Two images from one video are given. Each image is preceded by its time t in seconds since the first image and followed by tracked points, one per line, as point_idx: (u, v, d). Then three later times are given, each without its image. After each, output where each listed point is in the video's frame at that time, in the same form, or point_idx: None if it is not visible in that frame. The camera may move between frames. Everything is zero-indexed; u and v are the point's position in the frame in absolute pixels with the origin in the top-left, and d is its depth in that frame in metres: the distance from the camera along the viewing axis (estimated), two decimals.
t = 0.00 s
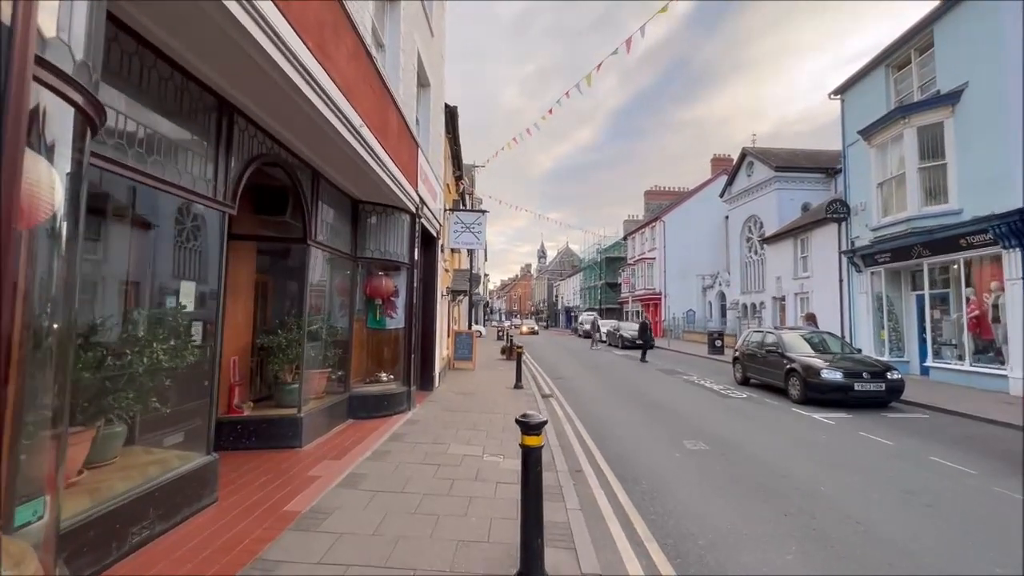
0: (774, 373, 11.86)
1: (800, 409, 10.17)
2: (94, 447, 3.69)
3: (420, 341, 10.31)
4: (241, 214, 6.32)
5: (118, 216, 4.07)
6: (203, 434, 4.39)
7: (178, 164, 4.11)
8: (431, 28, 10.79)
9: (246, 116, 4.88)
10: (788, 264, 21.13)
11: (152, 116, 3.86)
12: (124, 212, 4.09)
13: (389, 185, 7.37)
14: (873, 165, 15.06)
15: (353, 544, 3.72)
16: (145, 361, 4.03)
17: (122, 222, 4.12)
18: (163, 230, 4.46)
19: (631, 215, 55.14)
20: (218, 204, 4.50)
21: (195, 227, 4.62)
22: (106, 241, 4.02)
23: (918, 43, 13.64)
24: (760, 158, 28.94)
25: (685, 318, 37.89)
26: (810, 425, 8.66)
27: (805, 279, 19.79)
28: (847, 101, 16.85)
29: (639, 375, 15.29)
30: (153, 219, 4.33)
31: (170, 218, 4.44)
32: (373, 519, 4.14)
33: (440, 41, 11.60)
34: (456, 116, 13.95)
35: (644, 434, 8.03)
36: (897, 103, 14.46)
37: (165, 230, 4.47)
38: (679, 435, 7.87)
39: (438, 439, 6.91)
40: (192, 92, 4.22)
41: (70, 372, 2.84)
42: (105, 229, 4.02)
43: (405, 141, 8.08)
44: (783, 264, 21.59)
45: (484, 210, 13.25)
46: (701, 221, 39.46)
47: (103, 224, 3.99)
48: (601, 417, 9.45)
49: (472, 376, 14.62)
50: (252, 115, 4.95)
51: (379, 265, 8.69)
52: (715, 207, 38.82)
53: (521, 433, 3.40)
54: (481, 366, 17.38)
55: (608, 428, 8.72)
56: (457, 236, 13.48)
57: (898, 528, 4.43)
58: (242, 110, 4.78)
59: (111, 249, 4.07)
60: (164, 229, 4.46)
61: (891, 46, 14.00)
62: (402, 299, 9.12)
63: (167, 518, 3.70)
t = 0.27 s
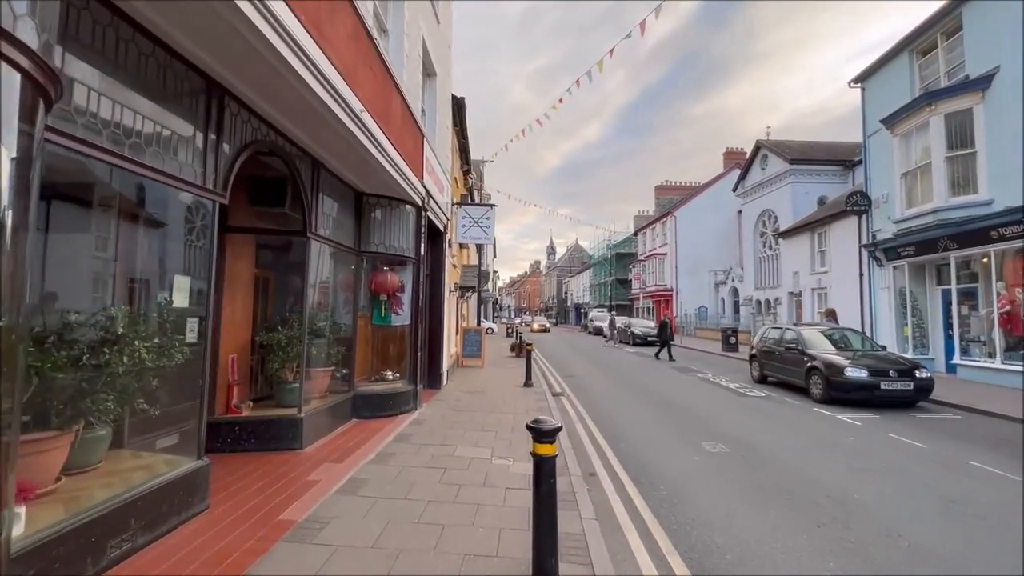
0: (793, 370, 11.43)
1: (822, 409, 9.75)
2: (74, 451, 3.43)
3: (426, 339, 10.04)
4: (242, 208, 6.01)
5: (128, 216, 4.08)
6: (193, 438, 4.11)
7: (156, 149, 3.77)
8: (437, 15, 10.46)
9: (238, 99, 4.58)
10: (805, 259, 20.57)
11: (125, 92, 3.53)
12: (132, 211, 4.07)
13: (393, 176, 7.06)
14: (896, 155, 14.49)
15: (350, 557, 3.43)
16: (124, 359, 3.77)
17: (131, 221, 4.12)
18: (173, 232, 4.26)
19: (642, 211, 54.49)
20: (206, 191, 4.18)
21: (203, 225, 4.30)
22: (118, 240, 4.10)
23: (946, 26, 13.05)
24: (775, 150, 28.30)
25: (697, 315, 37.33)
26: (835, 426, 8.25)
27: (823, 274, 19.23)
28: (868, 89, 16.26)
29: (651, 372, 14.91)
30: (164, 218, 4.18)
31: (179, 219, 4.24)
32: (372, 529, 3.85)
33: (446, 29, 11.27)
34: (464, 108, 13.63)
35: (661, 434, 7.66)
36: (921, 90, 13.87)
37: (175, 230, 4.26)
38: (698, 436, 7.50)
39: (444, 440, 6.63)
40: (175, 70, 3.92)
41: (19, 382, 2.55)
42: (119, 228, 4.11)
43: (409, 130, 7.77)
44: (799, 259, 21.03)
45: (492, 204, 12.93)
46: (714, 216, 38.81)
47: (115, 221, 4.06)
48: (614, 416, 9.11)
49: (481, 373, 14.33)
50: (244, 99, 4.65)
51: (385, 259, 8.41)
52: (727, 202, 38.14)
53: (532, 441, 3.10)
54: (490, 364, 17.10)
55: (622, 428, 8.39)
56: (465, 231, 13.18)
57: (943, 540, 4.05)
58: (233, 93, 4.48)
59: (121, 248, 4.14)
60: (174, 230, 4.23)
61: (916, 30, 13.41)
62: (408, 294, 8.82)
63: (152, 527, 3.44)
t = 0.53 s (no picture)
0: (814, 369, 10.99)
1: (847, 409, 9.33)
2: (51, 458, 3.16)
3: (433, 336, 9.75)
4: (242, 201, 5.72)
5: (138, 216, 3.94)
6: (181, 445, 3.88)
7: (133, 130, 3.46)
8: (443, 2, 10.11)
9: (229, 80, 4.28)
10: (822, 254, 20.01)
11: (95, 62, 3.21)
12: (142, 210, 3.92)
13: (397, 166, 6.74)
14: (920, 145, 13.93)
15: None
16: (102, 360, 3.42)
17: (141, 221, 3.96)
18: (184, 231, 4.06)
19: (652, 207, 53.83)
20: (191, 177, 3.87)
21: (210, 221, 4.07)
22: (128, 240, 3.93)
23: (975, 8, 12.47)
24: (789, 143, 27.66)
25: (708, 311, 36.74)
26: (862, 427, 7.84)
27: (841, 269, 18.68)
28: (890, 76, 15.67)
29: (664, 370, 14.52)
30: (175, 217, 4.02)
31: (189, 217, 4.07)
32: (374, 543, 3.55)
33: (453, 17, 10.91)
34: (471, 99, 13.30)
35: (679, 435, 7.29)
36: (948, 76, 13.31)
37: (185, 229, 4.05)
38: (718, 439, 7.13)
39: (451, 442, 6.33)
40: (158, 45, 3.62)
41: None
42: (131, 229, 3.96)
43: (414, 119, 7.45)
44: (816, 253, 20.47)
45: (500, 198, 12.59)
46: (725, 211, 38.16)
47: (127, 223, 3.92)
48: (628, 416, 8.78)
49: (490, 372, 14.03)
50: (235, 80, 4.35)
51: (390, 254, 8.11)
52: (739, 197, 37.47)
53: (550, 452, 2.76)
54: (499, 362, 16.79)
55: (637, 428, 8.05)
56: (472, 226, 12.86)
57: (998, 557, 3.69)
58: (223, 72, 4.18)
59: (133, 248, 3.95)
60: (184, 229, 4.04)
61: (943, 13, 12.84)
62: (414, 290, 8.52)
63: (133, 541, 3.20)
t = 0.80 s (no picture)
0: (832, 369, 10.61)
1: (868, 410, 8.96)
2: (21, 472, 2.91)
3: (438, 336, 9.50)
4: (237, 195, 5.45)
5: (139, 216, 3.68)
6: (165, 456, 3.61)
7: (106, 115, 3.15)
8: None
9: (216, 63, 3.99)
10: (836, 250, 19.53)
11: (61, 37, 2.90)
12: (142, 209, 3.67)
13: (399, 159, 6.45)
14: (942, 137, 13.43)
15: None
16: (73, 366, 3.14)
17: (142, 221, 3.70)
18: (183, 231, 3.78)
19: (659, 204, 53.31)
20: (172, 168, 3.57)
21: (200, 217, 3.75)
22: (133, 240, 3.67)
23: None
24: (800, 137, 27.12)
25: (717, 309, 36.26)
26: (887, 430, 7.49)
27: (856, 265, 18.21)
28: (908, 66, 15.16)
29: (675, 370, 14.19)
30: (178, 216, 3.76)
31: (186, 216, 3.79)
32: (371, 562, 3.28)
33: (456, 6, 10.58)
34: (475, 93, 13.00)
35: (694, 438, 6.97)
36: (970, 64, 12.82)
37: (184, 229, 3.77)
38: (736, 443, 6.80)
39: (456, 446, 6.05)
40: (135, 24, 3.31)
41: None
42: (132, 230, 3.70)
43: (416, 111, 7.15)
44: (830, 250, 20.01)
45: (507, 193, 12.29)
46: (734, 207, 37.63)
47: (126, 222, 3.65)
48: (640, 417, 8.46)
49: (497, 371, 13.78)
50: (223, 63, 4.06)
51: (393, 251, 7.84)
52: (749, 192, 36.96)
53: (567, 472, 2.46)
54: (506, 361, 16.52)
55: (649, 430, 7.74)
56: (478, 222, 12.57)
57: None
58: (208, 55, 3.89)
59: (135, 250, 3.68)
60: (184, 228, 3.77)
61: None
62: (417, 288, 8.23)
63: (104, 562, 2.96)
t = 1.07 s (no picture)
0: (850, 367, 10.21)
1: (890, 411, 8.57)
2: None
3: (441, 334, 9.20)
4: (229, 184, 5.17)
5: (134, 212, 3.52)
6: (140, 465, 3.29)
7: (65, 89, 2.83)
8: None
9: (196, 38, 3.68)
10: (850, 245, 19.05)
11: (17, 2, 2.56)
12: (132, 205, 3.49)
13: (398, 148, 6.12)
14: (962, 127, 12.94)
15: None
16: (26, 369, 2.84)
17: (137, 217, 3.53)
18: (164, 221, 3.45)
19: (665, 201, 52.76)
20: (144, 150, 3.21)
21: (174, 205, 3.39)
22: (133, 238, 3.60)
23: None
24: (810, 131, 26.59)
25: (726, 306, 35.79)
26: (913, 433, 7.10)
27: (870, 260, 17.74)
28: (926, 54, 14.66)
29: (685, 368, 13.81)
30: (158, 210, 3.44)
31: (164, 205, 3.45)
32: None
33: None
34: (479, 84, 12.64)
35: (710, 442, 6.61)
36: (993, 51, 12.32)
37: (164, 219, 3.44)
38: (755, 446, 6.45)
39: (460, 450, 5.74)
40: None
41: None
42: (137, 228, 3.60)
43: (416, 98, 6.82)
44: (843, 245, 19.53)
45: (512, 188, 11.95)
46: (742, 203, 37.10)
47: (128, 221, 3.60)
48: (652, 419, 8.12)
49: (502, 371, 13.47)
50: (205, 39, 3.75)
51: (393, 246, 7.53)
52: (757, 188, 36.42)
53: (584, 493, 2.22)
54: (512, 360, 16.20)
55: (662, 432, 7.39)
56: (483, 217, 12.24)
57: None
58: (187, 28, 3.58)
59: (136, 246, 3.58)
60: (163, 220, 3.43)
61: None
62: (419, 285, 7.92)
63: None
